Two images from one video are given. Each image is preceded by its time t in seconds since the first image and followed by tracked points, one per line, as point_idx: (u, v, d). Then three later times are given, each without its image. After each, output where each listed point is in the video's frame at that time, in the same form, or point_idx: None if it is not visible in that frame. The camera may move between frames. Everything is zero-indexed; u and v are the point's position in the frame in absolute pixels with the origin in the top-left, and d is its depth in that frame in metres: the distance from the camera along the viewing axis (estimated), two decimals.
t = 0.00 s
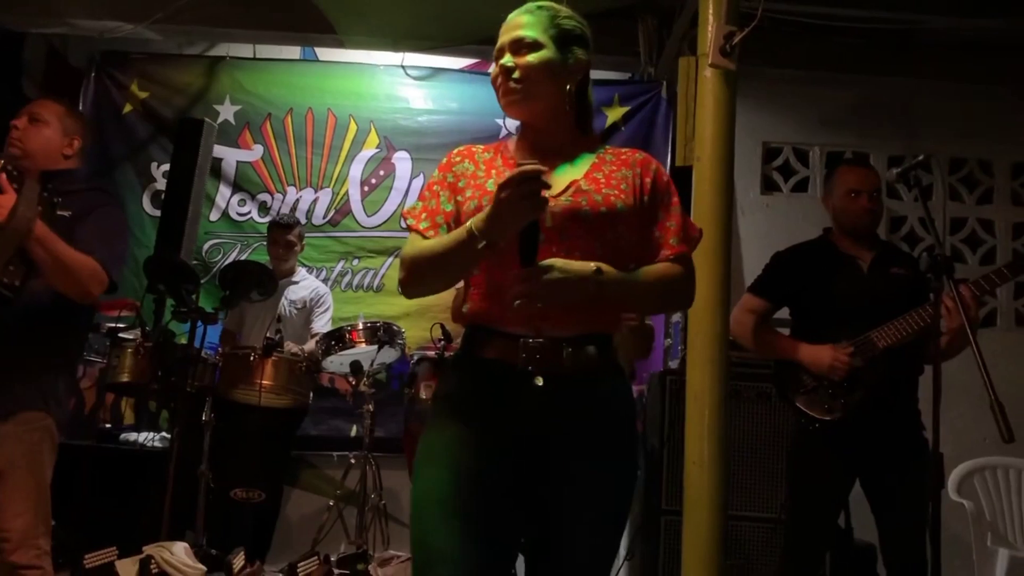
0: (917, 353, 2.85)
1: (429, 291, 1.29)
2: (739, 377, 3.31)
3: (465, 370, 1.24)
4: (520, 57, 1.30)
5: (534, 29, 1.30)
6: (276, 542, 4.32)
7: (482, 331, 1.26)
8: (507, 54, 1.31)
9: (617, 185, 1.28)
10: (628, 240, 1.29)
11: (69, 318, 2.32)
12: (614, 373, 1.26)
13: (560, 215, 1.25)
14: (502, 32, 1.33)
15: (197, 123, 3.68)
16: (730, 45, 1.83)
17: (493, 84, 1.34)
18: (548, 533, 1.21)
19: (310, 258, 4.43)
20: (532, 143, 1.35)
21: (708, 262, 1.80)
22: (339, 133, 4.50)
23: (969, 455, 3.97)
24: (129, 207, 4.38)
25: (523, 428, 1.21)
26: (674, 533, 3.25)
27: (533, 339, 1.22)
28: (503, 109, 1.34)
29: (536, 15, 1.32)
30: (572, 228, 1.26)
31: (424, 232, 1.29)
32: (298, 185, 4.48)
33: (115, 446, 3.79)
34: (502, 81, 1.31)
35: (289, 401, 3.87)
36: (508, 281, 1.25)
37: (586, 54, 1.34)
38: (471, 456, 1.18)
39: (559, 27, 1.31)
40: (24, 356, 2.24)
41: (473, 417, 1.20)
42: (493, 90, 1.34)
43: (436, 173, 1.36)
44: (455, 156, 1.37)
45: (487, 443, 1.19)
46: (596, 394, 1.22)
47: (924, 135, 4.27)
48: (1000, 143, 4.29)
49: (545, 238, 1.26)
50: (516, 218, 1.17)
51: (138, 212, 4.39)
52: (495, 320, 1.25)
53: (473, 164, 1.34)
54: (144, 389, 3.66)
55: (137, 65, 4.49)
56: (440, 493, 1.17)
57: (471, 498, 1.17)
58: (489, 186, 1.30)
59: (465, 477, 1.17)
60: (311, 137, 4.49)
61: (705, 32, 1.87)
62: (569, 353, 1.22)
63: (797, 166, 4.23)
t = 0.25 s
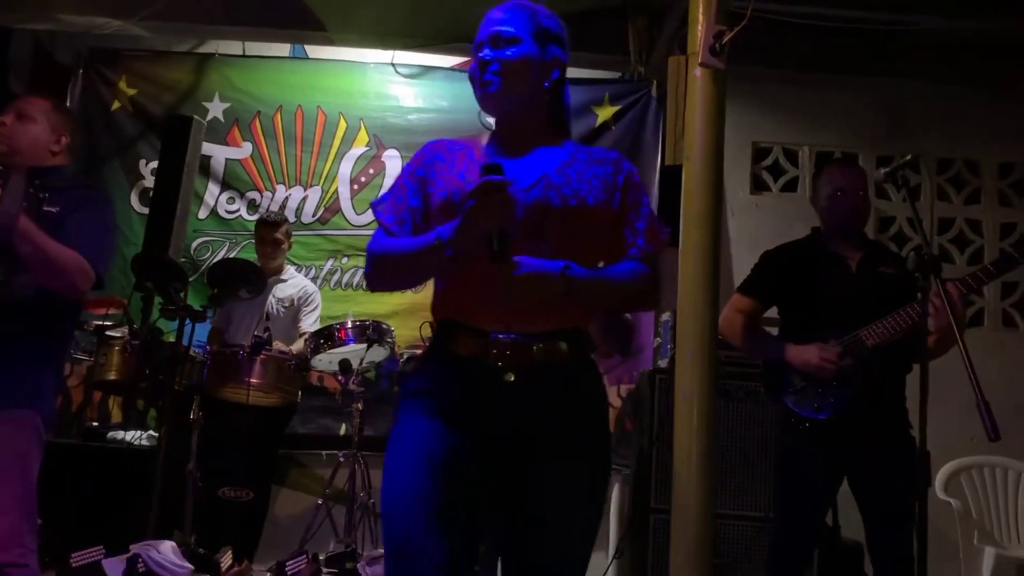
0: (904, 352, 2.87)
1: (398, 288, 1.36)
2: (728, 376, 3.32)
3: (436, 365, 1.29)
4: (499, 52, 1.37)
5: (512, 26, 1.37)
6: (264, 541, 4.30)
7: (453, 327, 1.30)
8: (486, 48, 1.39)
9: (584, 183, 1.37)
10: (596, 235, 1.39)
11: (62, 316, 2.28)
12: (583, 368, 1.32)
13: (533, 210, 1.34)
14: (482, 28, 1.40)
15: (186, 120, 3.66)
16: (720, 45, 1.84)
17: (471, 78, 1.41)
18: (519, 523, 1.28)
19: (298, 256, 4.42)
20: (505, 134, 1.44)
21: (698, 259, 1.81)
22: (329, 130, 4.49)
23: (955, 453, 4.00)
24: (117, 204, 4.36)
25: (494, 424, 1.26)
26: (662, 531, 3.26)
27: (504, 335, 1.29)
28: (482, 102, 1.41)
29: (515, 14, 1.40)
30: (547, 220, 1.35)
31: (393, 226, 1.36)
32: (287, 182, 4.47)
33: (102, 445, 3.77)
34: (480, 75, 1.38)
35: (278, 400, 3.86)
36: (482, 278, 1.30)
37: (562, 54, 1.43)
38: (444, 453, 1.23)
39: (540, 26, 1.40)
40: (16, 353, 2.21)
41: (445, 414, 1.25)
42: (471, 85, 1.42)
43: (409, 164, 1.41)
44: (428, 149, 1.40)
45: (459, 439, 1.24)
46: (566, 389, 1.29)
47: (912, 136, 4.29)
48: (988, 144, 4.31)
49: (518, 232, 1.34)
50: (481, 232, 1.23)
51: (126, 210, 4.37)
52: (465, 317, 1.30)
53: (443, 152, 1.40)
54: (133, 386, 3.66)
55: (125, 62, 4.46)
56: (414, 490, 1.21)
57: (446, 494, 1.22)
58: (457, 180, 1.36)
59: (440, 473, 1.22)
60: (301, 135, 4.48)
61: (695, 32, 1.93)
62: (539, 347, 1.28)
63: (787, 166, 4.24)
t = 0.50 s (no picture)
0: (890, 351, 2.88)
1: (346, 280, 1.39)
2: (715, 374, 3.33)
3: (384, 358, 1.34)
4: (464, 44, 1.42)
5: (476, 21, 1.43)
6: (252, 539, 4.29)
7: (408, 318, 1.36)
8: (450, 40, 1.43)
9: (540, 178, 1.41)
10: (553, 231, 1.43)
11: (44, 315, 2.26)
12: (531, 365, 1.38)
13: (493, 201, 1.38)
14: (443, 22, 1.45)
15: (175, 117, 3.64)
16: (708, 45, 1.86)
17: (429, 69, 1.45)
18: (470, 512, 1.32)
19: (286, 254, 4.42)
20: (463, 126, 1.49)
21: (686, 258, 1.82)
22: (318, 127, 4.48)
23: (941, 452, 4.02)
24: (104, 200, 4.34)
25: (445, 413, 1.32)
26: (650, 529, 3.26)
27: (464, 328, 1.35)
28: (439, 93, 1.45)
29: (478, 9, 1.45)
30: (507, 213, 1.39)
31: (344, 216, 1.40)
32: (275, 179, 4.45)
33: (90, 442, 3.75)
34: (441, 65, 1.43)
35: (266, 397, 3.85)
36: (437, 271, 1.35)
37: (518, 52, 1.49)
38: (395, 440, 1.28)
39: (502, 23, 1.46)
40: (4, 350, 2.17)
41: (393, 404, 1.31)
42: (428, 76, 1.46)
43: (359, 157, 1.45)
44: (380, 139, 1.46)
45: (407, 428, 1.30)
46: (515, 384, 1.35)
47: (900, 136, 4.31)
48: (974, 144, 4.34)
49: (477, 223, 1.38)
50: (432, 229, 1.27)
51: (113, 206, 4.34)
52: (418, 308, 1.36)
53: (399, 141, 1.44)
54: (121, 381, 3.64)
55: (114, 58, 4.44)
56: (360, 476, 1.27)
57: (395, 481, 1.28)
58: (413, 169, 1.40)
59: (394, 462, 1.28)
60: (290, 132, 4.47)
61: (685, 31, 1.93)
62: (496, 342, 1.35)
63: (775, 166, 4.26)
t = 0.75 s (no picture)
0: (882, 348, 2.88)
1: (300, 278, 1.35)
2: (708, 372, 3.34)
3: (348, 356, 1.29)
4: (438, 40, 1.41)
5: (447, 17, 1.41)
6: (245, 536, 4.29)
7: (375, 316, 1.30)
8: (421, 36, 1.42)
9: (518, 189, 1.43)
10: (530, 240, 1.44)
11: (33, 312, 2.23)
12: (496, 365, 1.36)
13: (479, 205, 1.37)
14: (415, 15, 1.43)
15: (166, 113, 3.63)
16: (701, 43, 1.89)
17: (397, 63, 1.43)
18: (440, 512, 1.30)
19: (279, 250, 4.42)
20: (430, 122, 1.45)
21: (678, 256, 1.82)
22: (311, 124, 4.46)
23: (933, 450, 4.04)
24: (96, 197, 4.32)
25: (415, 414, 1.28)
26: (643, 527, 3.27)
27: (438, 332, 1.31)
28: (408, 88, 1.43)
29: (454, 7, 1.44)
30: (489, 217, 1.37)
31: (305, 212, 1.35)
32: (268, 176, 4.44)
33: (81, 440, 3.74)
34: (413, 61, 1.40)
35: (258, 394, 3.84)
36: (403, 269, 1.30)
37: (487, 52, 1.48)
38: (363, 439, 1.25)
39: (474, 23, 1.46)
40: None
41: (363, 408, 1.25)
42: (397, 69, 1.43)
43: (323, 146, 1.39)
44: (349, 129, 1.40)
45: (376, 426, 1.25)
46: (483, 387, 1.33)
47: (891, 134, 4.32)
48: (966, 143, 4.35)
49: (463, 225, 1.35)
50: (398, 243, 1.24)
51: (105, 203, 4.32)
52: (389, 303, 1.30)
53: (367, 136, 1.39)
54: (112, 381, 3.64)
55: (105, 53, 4.42)
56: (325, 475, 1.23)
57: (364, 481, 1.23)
58: (394, 168, 1.35)
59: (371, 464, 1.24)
60: (282, 129, 4.45)
61: (678, 28, 1.93)
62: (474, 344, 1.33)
63: (768, 164, 4.27)
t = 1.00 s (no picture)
0: (876, 345, 2.89)
1: (284, 267, 1.33)
2: (703, 370, 3.34)
3: (341, 352, 1.28)
4: (434, 27, 1.43)
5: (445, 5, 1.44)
6: (240, 534, 4.28)
7: (368, 310, 1.30)
8: (417, 20, 1.42)
9: (504, 180, 1.45)
10: (514, 229, 1.47)
11: (28, 308, 2.22)
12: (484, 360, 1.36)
13: (467, 194, 1.38)
14: None
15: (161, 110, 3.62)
16: (697, 40, 1.87)
17: (387, 43, 1.43)
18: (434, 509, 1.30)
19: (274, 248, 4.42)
20: (415, 108, 1.45)
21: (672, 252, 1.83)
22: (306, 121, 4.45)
23: (927, 447, 4.05)
24: (90, 194, 4.31)
25: (409, 409, 1.27)
26: (638, 525, 3.27)
27: (431, 324, 1.31)
28: (395, 69, 1.43)
29: None
30: (476, 206, 1.39)
31: (294, 200, 1.32)
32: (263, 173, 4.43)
33: (75, 437, 3.73)
34: (405, 42, 1.42)
35: (253, 391, 3.82)
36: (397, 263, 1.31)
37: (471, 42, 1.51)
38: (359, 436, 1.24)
39: (462, 12, 1.49)
40: None
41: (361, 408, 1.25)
42: (386, 50, 1.44)
43: (306, 130, 1.36)
44: (331, 113, 1.38)
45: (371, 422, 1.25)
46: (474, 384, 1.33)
47: (886, 132, 4.33)
48: (961, 141, 4.36)
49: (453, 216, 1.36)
50: (402, 233, 1.23)
51: (99, 200, 4.31)
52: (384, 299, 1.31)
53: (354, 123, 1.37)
54: (107, 378, 3.60)
55: (99, 49, 4.40)
56: (321, 472, 1.23)
57: (359, 477, 1.23)
58: (383, 156, 1.35)
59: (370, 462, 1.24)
60: (277, 125, 4.44)
61: (674, 27, 1.94)
62: (467, 337, 1.34)
63: (763, 162, 4.27)
